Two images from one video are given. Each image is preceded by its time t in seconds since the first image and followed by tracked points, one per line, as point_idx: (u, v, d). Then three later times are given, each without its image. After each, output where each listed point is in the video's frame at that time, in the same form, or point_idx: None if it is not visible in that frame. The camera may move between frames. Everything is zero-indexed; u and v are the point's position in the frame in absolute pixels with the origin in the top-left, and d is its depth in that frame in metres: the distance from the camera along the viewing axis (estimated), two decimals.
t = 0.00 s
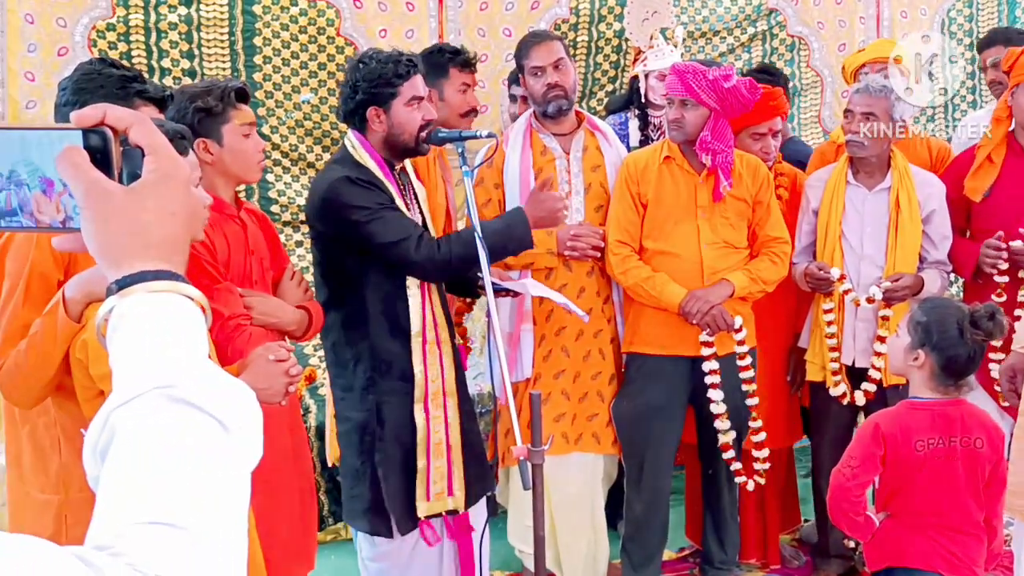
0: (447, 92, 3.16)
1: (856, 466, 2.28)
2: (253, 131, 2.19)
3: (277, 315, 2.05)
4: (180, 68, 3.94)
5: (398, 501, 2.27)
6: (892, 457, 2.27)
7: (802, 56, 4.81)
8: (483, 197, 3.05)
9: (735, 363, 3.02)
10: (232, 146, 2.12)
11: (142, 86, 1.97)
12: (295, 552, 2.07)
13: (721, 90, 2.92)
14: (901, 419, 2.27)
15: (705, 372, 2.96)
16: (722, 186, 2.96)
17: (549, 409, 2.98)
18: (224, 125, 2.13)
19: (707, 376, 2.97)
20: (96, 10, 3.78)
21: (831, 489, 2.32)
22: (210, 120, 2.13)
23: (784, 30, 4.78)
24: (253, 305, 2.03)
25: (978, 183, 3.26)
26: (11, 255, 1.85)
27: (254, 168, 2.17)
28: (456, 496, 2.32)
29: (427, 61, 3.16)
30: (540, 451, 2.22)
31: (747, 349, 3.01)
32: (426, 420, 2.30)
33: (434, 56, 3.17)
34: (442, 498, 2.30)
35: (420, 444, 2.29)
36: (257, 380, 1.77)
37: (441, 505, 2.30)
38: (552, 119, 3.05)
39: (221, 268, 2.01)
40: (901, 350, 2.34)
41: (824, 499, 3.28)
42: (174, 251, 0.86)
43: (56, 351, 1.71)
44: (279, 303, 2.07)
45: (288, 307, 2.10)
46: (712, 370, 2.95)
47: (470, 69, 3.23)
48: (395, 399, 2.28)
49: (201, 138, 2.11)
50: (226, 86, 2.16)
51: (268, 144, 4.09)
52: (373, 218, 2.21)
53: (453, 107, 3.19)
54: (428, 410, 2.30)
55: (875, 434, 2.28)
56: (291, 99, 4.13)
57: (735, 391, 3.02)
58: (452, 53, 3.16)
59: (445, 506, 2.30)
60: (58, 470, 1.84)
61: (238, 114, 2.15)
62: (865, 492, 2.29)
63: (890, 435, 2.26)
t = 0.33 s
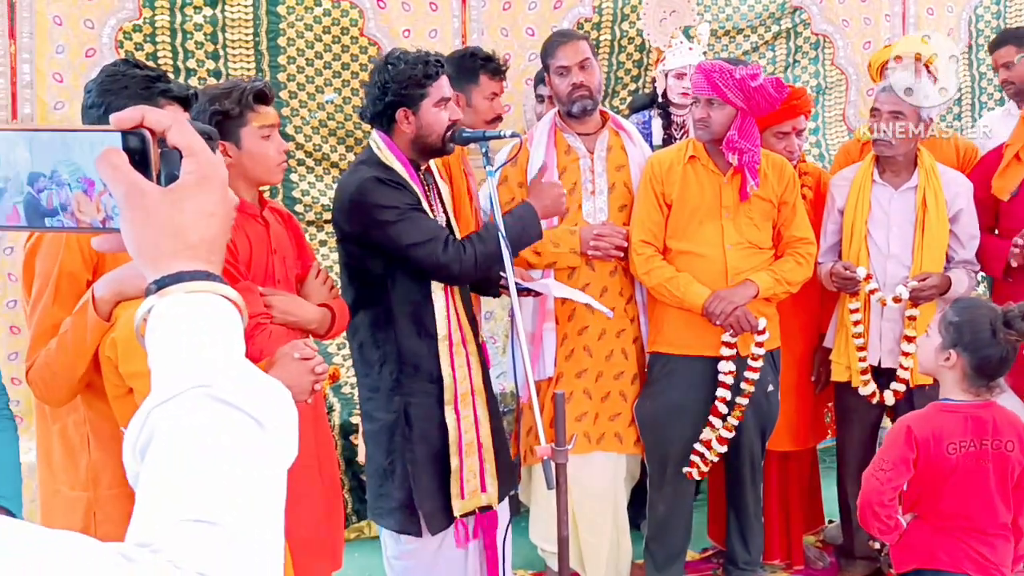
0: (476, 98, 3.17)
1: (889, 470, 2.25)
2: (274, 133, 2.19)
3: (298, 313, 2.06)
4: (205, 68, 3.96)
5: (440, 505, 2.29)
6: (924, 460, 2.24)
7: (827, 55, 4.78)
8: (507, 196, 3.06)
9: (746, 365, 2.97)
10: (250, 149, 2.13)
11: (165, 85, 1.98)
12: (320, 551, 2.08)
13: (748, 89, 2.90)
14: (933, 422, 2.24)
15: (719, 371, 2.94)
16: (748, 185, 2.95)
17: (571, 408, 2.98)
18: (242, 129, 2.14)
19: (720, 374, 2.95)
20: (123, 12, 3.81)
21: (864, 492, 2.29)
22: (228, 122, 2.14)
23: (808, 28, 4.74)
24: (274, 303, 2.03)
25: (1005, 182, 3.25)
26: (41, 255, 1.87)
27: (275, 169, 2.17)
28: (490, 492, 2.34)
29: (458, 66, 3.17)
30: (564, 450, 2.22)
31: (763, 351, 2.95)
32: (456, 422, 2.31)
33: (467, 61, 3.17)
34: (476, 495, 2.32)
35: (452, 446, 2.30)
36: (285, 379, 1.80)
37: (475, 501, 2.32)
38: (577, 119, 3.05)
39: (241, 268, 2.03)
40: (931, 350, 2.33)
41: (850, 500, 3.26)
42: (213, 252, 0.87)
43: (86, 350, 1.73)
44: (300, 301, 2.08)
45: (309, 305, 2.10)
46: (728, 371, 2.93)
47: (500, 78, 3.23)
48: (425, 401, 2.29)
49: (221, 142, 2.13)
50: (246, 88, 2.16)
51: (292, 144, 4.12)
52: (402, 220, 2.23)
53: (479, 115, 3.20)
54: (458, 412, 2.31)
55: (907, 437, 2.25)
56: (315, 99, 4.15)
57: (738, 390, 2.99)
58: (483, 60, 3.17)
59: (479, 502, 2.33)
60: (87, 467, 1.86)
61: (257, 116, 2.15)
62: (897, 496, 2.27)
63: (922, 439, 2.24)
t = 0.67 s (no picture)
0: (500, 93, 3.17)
1: (913, 470, 2.22)
2: (287, 134, 2.17)
3: (310, 311, 2.05)
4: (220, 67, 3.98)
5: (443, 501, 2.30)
6: (946, 460, 2.22)
7: (843, 54, 4.76)
8: (521, 195, 3.06)
9: (764, 366, 2.97)
10: (261, 151, 2.13)
11: (182, 84, 1.98)
12: (334, 548, 2.08)
13: (763, 87, 2.90)
14: (954, 422, 2.23)
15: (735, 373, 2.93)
16: (764, 184, 2.93)
17: (585, 407, 2.98)
18: (253, 130, 2.13)
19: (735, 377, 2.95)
20: (139, 11, 3.83)
21: (886, 492, 2.26)
22: (241, 124, 2.13)
23: (824, 27, 4.72)
24: (286, 302, 2.03)
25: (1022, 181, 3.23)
26: (59, 252, 1.88)
27: (286, 171, 2.16)
28: (497, 492, 2.36)
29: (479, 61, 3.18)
30: (578, 450, 2.21)
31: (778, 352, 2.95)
32: (462, 423, 2.31)
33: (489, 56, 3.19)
34: (483, 495, 2.34)
35: (456, 444, 2.30)
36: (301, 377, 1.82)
37: (482, 501, 2.34)
38: (595, 117, 3.05)
39: (253, 266, 2.03)
40: (952, 350, 2.31)
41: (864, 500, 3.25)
42: (237, 250, 0.87)
43: (104, 346, 1.74)
44: (312, 301, 2.07)
45: (319, 303, 2.10)
46: (740, 371, 2.93)
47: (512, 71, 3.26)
48: (435, 400, 2.29)
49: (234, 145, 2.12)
50: (259, 88, 2.13)
51: (306, 143, 4.13)
52: (415, 221, 2.23)
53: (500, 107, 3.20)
54: (465, 411, 2.31)
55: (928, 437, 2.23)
56: (329, 98, 4.16)
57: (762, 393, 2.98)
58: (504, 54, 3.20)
59: (487, 502, 2.35)
60: (103, 463, 1.87)
61: (268, 119, 2.14)
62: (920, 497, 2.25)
63: (944, 438, 2.22)
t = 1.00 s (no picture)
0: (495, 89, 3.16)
1: (921, 461, 2.24)
2: (295, 136, 2.16)
3: (318, 310, 2.05)
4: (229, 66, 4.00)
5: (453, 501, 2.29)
6: (954, 453, 2.23)
7: (852, 52, 4.75)
8: (530, 193, 3.06)
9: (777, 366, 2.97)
10: (268, 152, 2.12)
11: (191, 82, 1.99)
12: (343, 546, 2.09)
13: (772, 84, 2.88)
14: (963, 415, 2.23)
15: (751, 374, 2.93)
16: (777, 180, 2.93)
17: (594, 406, 2.98)
18: (262, 132, 2.12)
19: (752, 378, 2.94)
20: (148, 10, 3.84)
21: (894, 483, 2.28)
22: (248, 126, 2.12)
23: (833, 25, 4.71)
24: (294, 302, 2.03)
25: None
26: (70, 250, 1.88)
27: (292, 173, 2.14)
28: (506, 491, 2.35)
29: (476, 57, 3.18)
30: (587, 449, 2.21)
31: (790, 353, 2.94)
32: (474, 420, 2.31)
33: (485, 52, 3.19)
34: (493, 492, 2.33)
35: (467, 443, 2.30)
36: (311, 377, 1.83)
37: (492, 499, 2.33)
38: (606, 117, 3.04)
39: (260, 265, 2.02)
40: (968, 347, 2.31)
41: (874, 500, 3.24)
42: (249, 247, 0.87)
43: (114, 345, 1.74)
44: (319, 299, 2.07)
45: (327, 303, 2.09)
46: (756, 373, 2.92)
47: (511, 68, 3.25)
48: (443, 396, 2.29)
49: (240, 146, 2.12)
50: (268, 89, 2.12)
51: (315, 142, 4.13)
52: (418, 225, 2.23)
53: (496, 103, 3.18)
54: (475, 410, 2.31)
55: (937, 429, 2.25)
56: (338, 97, 4.16)
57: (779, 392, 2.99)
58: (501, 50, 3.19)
59: (496, 499, 2.34)
60: (112, 461, 1.87)
61: (276, 121, 2.12)
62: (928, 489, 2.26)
63: (952, 431, 2.23)
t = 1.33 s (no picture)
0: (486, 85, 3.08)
1: (924, 456, 2.26)
2: (303, 137, 2.14)
3: (328, 309, 2.06)
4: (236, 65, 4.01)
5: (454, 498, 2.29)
6: (958, 449, 2.24)
7: (859, 52, 4.74)
8: (538, 192, 3.06)
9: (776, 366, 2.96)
10: (275, 152, 2.10)
11: (196, 80, 1.98)
12: (350, 544, 2.09)
13: (775, 83, 2.87)
14: (967, 412, 2.24)
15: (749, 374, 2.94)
16: (779, 180, 2.93)
17: (600, 405, 2.98)
18: (269, 132, 2.10)
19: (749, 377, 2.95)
20: (156, 10, 3.85)
21: (898, 477, 2.31)
22: (255, 126, 2.10)
23: (841, 25, 4.70)
24: (304, 300, 2.03)
25: None
26: (78, 248, 1.89)
27: (300, 173, 2.12)
28: (511, 493, 2.34)
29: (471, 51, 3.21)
30: (593, 448, 2.20)
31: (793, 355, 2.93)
32: (467, 430, 2.30)
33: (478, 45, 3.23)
34: (497, 495, 2.33)
35: (461, 445, 2.29)
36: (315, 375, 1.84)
37: (497, 502, 2.33)
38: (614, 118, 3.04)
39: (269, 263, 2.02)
40: (972, 344, 2.32)
41: (881, 500, 3.23)
42: (263, 248, 0.87)
43: (121, 344, 1.74)
44: (330, 299, 2.07)
45: (336, 301, 2.10)
46: (756, 372, 2.93)
47: (508, 64, 3.23)
48: (435, 397, 2.28)
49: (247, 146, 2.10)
50: (276, 88, 2.11)
51: (322, 141, 4.14)
52: (400, 238, 2.21)
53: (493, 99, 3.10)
54: (469, 413, 2.31)
55: (941, 425, 2.26)
56: (345, 96, 4.16)
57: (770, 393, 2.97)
58: (495, 45, 3.22)
59: (500, 503, 2.34)
60: (119, 459, 1.88)
61: (284, 121, 2.11)
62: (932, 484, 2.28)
63: (956, 427, 2.24)
